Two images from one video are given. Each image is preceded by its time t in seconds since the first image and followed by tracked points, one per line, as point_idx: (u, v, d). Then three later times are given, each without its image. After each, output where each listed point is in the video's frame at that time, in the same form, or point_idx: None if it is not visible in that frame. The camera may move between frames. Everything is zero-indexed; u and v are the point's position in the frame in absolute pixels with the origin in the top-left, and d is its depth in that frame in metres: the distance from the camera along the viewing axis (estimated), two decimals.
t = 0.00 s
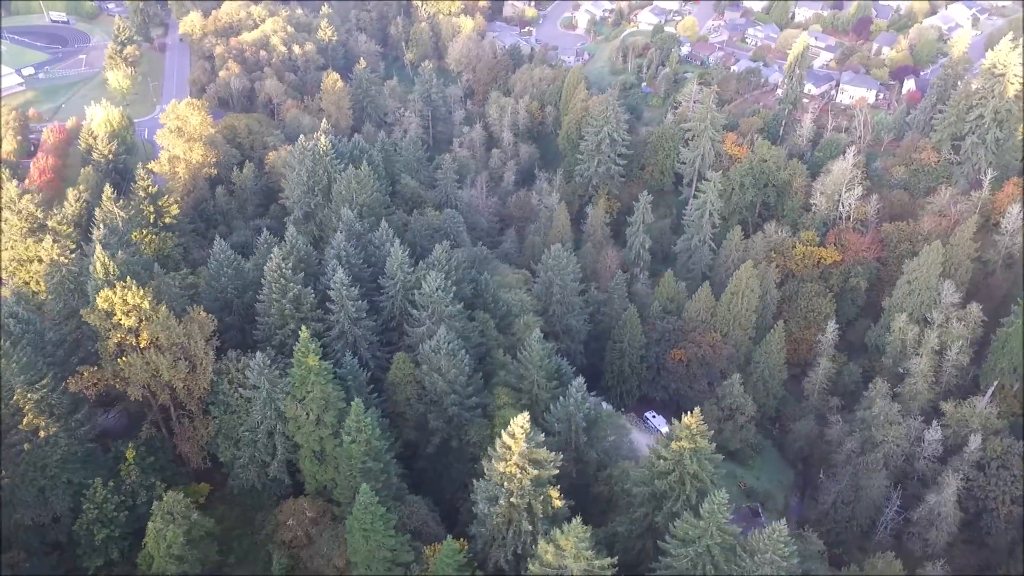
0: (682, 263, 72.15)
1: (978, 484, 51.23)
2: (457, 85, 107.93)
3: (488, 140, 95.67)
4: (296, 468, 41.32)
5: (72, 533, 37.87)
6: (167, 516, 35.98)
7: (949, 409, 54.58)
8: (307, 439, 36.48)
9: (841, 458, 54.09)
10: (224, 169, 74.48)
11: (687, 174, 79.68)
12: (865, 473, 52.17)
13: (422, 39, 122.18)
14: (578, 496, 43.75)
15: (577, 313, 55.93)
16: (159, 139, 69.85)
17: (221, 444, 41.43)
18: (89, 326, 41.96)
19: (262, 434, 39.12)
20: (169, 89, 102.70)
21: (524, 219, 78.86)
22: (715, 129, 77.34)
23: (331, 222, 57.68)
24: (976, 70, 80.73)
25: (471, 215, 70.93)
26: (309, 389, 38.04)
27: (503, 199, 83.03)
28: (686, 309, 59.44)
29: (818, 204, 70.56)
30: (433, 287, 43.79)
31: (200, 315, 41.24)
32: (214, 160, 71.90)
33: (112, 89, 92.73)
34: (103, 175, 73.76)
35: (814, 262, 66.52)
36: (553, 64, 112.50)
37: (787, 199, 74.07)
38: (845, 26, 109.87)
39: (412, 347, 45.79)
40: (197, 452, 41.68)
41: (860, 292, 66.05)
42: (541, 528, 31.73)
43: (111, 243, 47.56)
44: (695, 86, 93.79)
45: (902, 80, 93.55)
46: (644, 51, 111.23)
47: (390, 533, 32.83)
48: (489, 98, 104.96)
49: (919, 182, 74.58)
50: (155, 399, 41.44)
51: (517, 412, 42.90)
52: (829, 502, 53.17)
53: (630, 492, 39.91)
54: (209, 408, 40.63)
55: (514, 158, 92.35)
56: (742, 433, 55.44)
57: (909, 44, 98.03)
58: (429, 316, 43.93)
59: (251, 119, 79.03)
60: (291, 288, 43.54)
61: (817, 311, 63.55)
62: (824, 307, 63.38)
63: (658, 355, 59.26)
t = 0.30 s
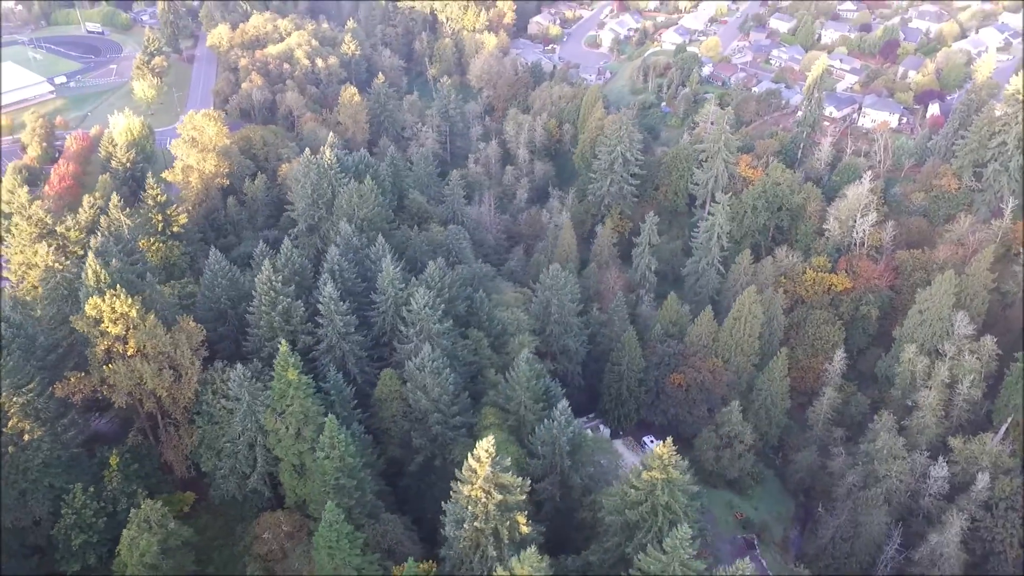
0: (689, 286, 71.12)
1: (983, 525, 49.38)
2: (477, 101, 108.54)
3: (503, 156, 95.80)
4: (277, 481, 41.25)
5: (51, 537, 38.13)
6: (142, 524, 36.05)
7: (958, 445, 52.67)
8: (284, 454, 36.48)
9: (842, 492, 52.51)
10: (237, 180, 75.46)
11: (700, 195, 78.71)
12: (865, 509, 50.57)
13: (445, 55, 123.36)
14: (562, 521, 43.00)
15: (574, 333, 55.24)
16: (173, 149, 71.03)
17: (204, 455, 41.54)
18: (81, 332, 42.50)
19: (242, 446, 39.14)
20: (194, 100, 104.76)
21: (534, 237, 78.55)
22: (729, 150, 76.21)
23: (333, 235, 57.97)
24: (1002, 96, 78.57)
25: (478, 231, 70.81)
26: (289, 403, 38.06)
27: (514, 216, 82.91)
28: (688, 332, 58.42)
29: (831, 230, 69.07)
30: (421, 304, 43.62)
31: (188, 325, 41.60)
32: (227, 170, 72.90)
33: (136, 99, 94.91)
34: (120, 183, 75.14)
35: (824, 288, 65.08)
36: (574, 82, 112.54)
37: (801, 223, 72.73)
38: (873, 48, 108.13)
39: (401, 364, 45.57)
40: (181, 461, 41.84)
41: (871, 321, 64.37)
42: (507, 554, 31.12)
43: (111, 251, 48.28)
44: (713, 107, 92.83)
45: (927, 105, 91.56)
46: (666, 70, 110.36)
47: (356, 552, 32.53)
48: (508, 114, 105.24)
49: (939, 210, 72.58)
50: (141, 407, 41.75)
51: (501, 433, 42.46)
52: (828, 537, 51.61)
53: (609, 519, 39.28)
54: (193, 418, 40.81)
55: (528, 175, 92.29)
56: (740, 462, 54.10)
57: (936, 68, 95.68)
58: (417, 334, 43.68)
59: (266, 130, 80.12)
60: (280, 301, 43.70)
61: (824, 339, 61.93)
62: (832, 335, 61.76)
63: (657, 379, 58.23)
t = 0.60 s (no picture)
0: (691, 301, 70.19)
1: (982, 557, 47.66)
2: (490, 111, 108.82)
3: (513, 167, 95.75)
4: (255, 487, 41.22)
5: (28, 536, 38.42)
6: (114, 527, 36.17)
7: (958, 473, 51.07)
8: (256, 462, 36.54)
9: (836, 518, 51.20)
10: (244, 185, 76.26)
11: (707, 210, 77.79)
12: (858, 536, 49.24)
13: (462, 65, 124.04)
14: (541, 537, 42.45)
15: (566, 347, 54.71)
16: (182, 153, 71.96)
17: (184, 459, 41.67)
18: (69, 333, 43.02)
19: (219, 452, 39.12)
20: (211, 106, 106.32)
21: (537, 249, 78.28)
22: (737, 165, 75.18)
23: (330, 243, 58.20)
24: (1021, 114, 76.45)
25: (479, 241, 70.70)
26: (265, 411, 38.02)
27: (519, 228, 82.73)
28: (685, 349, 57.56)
29: (838, 248, 67.75)
30: (404, 315, 43.51)
31: (172, 329, 41.85)
32: (233, 176, 73.69)
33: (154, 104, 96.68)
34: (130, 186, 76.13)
35: (828, 307, 63.83)
36: (589, 93, 112.28)
37: (808, 240, 71.53)
38: (893, 64, 106.22)
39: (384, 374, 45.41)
40: (161, 464, 42.04)
41: (876, 342, 62.89)
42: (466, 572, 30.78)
43: (106, 256, 48.96)
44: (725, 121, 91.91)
45: (946, 122, 89.52)
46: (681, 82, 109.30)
47: (319, 563, 32.31)
48: (520, 125, 105.28)
49: (951, 229, 70.74)
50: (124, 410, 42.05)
51: (481, 446, 42.05)
52: (819, 564, 50.34)
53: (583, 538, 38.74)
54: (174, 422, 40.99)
55: (537, 186, 92.07)
56: (732, 484, 53.03)
57: (958, 85, 93.01)
58: (400, 344, 43.51)
59: (276, 137, 80.96)
60: (265, 308, 43.76)
61: (826, 360, 60.53)
62: (834, 356, 60.39)
63: (651, 396, 57.45)
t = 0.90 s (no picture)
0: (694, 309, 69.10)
1: None
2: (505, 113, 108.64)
3: (524, 169, 95.33)
4: (234, 485, 41.39)
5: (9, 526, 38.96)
6: (91, 519, 36.54)
7: (958, 495, 49.52)
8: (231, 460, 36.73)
9: (831, 537, 50.00)
10: (252, 182, 76.88)
11: (715, 217, 76.59)
12: (850, 556, 48.13)
13: (481, 66, 124.10)
14: (519, 545, 42.10)
15: (559, 353, 54.18)
16: (191, 150, 72.77)
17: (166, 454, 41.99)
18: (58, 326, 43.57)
19: (198, 449, 39.29)
20: (229, 102, 107.49)
21: (542, 252, 77.82)
22: (747, 172, 73.90)
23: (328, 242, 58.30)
24: None
25: (481, 244, 70.44)
26: (243, 410, 38.17)
27: (525, 231, 82.32)
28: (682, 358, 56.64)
29: (846, 259, 66.26)
30: (388, 317, 43.40)
31: (159, 325, 42.26)
32: (241, 173, 74.32)
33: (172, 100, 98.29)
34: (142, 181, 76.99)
35: (834, 320, 62.49)
36: (605, 96, 111.49)
37: (818, 251, 70.11)
38: (918, 71, 103.62)
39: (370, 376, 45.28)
40: (145, 458, 42.45)
41: (882, 357, 61.39)
42: None
43: (103, 251, 49.54)
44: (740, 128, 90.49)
45: (969, 131, 86.99)
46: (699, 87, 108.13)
47: (283, 565, 32.28)
48: (535, 127, 104.86)
49: (967, 243, 68.56)
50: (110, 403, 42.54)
51: (461, 452, 41.72)
52: None
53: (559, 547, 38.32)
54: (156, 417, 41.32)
55: (547, 189, 91.56)
56: (724, 497, 52.08)
57: (983, 94, 90.45)
58: (384, 346, 43.39)
59: (286, 135, 81.54)
60: (252, 306, 43.86)
61: (828, 373, 59.06)
62: (836, 370, 58.94)
63: (646, 405, 56.67)
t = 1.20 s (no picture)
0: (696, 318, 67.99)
1: None
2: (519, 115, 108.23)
3: (535, 172, 94.80)
4: (214, 482, 41.55)
5: None
6: (69, 512, 36.87)
7: (956, 516, 48.01)
8: (206, 458, 36.85)
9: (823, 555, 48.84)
10: (259, 180, 77.34)
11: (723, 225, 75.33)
12: None
13: (498, 67, 123.84)
14: (497, 553, 41.72)
15: (551, 359, 53.62)
16: (201, 147, 73.63)
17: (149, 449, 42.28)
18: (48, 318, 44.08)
19: (177, 445, 39.40)
20: (246, 100, 108.54)
21: (547, 257, 77.22)
22: (756, 179, 72.55)
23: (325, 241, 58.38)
24: None
25: (483, 247, 70.10)
26: (221, 408, 38.28)
27: (531, 234, 81.82)
28: (678, 368, 55.73)
29: (854, 270, 64.78)
30: (371, 319, 43.21)
31: (146, 321, 42.58)
32: (248, 171, 74.83)
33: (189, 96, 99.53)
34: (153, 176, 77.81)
35: (838, 332, 61.10)
36: (621, 100, 110.51)
37: (826, 262, 68.64)
38: (943, 79, 100.89)
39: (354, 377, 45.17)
40: (129, 452, 42.77)
41: (886, 372, 59.87)
42: None
43: (97, 246, 50.03)
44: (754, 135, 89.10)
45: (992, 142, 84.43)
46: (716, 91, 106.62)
47: (247, 566, 32.23)
48: (548, 129, 104.24)
49: (982, 257, 66.43)
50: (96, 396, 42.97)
51: (440, 456, 41.45)
52: None
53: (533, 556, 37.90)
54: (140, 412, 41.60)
55: (557, 192, 90.94)
56: (715, 511, 51.14)
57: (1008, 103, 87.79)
58: (367, 348, 43.25)
59: (295, 133, 81.96)
60: (238, 304, 43.94)
61: (829, 388, 57.85)
62: (837, 384, 57.69)
63: (639, 415, 55.85)
